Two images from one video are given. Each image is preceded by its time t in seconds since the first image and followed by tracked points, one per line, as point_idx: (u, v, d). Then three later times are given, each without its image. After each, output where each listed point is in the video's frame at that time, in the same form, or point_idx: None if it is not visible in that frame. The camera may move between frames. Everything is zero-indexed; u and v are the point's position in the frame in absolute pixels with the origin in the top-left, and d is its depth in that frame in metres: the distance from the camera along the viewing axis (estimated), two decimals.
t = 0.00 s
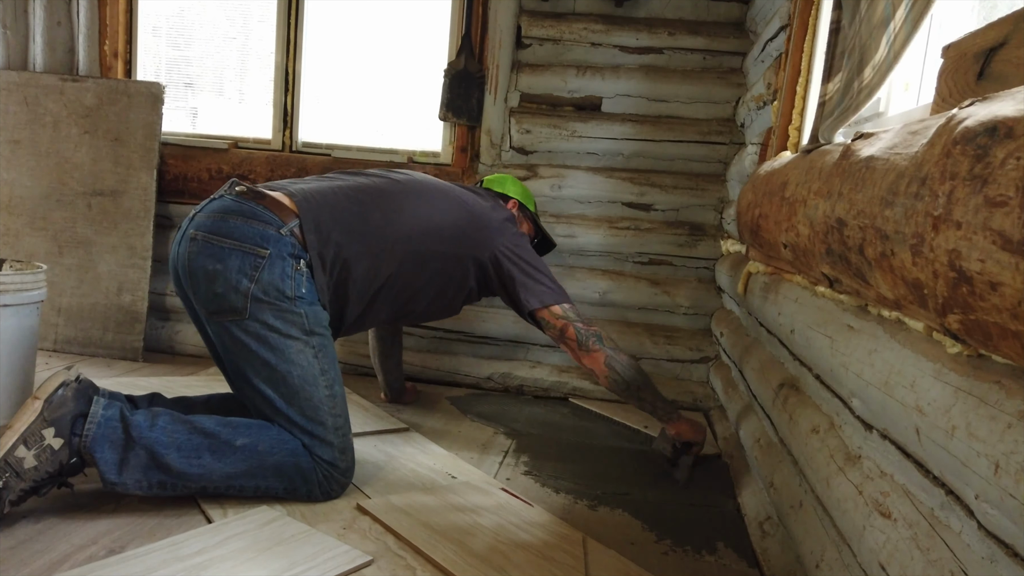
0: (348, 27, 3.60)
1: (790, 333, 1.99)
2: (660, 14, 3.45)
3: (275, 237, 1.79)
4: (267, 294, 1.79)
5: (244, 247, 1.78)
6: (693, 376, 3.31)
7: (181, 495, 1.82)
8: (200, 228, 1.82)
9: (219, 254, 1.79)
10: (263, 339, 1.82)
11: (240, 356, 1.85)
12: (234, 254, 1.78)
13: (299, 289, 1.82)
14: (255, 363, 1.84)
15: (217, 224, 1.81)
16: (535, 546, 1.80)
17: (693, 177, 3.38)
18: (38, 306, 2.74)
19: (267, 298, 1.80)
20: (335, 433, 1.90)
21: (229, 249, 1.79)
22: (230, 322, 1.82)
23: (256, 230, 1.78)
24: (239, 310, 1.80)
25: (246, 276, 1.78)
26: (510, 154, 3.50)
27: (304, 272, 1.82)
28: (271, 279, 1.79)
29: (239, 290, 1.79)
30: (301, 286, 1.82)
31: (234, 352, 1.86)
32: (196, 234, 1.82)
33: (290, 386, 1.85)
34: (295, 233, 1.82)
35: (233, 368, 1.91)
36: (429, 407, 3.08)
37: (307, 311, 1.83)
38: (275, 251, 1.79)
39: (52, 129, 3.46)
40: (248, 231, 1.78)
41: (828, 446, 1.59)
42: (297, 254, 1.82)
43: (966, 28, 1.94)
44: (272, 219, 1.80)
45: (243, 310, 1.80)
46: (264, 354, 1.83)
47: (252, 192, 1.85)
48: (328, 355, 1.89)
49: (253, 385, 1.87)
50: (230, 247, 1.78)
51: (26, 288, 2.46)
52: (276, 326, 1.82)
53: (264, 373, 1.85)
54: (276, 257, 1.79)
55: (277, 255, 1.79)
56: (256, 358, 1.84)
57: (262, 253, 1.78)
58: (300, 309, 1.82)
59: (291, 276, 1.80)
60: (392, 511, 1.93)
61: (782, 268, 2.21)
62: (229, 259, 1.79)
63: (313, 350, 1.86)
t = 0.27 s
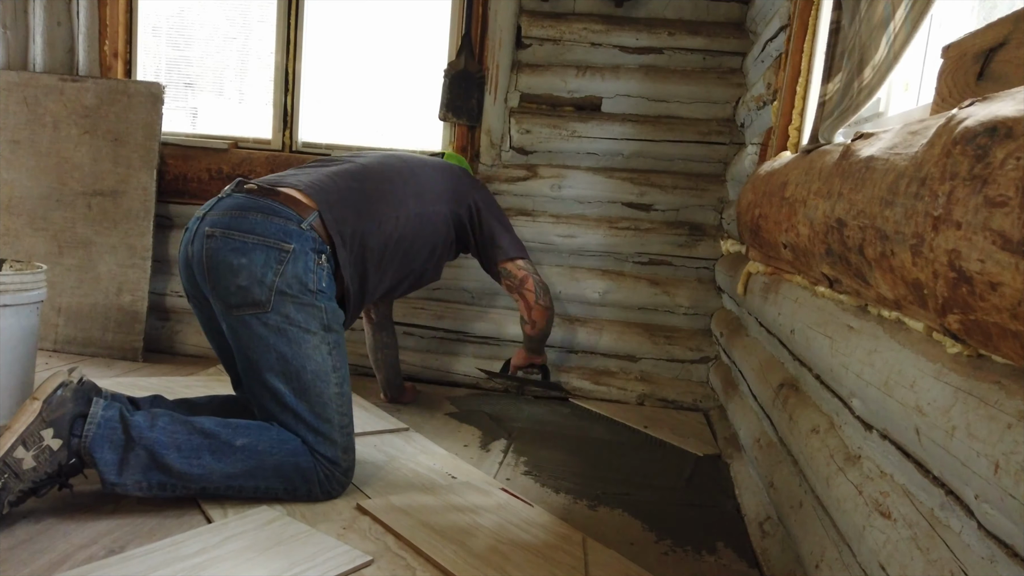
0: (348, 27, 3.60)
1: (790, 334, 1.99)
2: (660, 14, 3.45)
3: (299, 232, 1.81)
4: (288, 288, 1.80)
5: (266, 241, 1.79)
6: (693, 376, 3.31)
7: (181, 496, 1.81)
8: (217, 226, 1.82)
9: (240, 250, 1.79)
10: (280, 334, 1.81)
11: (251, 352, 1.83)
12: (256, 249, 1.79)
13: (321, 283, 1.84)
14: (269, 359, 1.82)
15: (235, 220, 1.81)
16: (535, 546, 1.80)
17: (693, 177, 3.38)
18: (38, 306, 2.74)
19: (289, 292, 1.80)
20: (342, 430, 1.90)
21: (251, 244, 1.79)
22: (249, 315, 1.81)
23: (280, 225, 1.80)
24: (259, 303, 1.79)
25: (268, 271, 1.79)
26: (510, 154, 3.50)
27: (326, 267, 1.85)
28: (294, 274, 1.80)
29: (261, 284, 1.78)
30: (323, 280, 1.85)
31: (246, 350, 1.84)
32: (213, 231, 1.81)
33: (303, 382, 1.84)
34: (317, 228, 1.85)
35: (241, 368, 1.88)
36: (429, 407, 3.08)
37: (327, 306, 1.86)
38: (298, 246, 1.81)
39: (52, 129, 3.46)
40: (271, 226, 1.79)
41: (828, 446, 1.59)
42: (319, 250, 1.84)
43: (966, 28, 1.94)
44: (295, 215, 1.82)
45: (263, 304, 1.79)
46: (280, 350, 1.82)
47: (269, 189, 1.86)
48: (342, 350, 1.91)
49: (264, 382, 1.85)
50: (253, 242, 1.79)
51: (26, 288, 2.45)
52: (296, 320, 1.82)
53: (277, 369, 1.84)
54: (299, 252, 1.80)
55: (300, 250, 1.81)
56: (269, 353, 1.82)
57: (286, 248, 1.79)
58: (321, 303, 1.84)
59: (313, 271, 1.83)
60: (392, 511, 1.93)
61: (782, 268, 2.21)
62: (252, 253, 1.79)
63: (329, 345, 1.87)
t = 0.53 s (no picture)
0: (348, 27, 3.60)
1: (790, 333, 1.99)
2: (660, 14, 3.45)
3: (310, 231, 1.82)
4: (298, 285, 1.80)
5: (278, 239, 1.79)
6: (693, 376, 3.31)
7: (180, 495, 1.82)
8: (229, 222, 1.81)
9: (253, 246, 1.78)
10: (286, 331, 1.81)
11: (257, 348, 1.82)
12: (267, 246, 1.79)
13: (329, 283, 1.85)
14: (275, 355, 1.82)
15: (247, 216, 1.81)
16: (535, 545, 1.80)
17: (693, 177, 3.38)
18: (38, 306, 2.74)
19: (298, 289, 1.80)
20: (343, 428, 1.90)
21: (262, 240, 1.79)
22: (258, 311, 1.80)
23: (292, 223, 1.81)
24: (269, 299, 1.79)
25: (279, 267, 1.79)
26: (510, 153, 3.50)
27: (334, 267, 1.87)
28: (304, 271, 1.81)
29: (271, 280, 1.78)
30: (331, 279, 1.86)
31: (252, 346, 1.83)
32: (224, 227, 1.81)
33: (308, 379, 1.84)
34: (326, 228, 1.87)
35: (246, 365, 1.87)
36: (429, 407, 3.08)
37: (334, 305, 1.87)
38: (309, 245, 1.82)
39: (52, 129, 3.46)
40: (283, 224, 1.80)
41: (828, 446, 1.59)
42: (327, 250, 1.86)
43: (966, 28, 1.94)
44: (306, 215, 1.84)
45: (272, 300, 1.79)
46: (286, 346, 1.82)
47: (279, 189, 1.88)
48: (347, 349, 1.92)
49: (270, 378, 1.84)
50: (265, 238, 1.79)
51: (26, 288, 2.46)
52: (304, 317, 1.82)
53: (283, 366, 1.83)
54: (310, 251, 1.82)
55: (311, 249, 1.82)
56: (276, 349, 1.82)
57: (297, 245, 1.80)
58: (329, 301, 1.86)
59: (322, 270, 1.84)
60: (391, 511, 1.93)
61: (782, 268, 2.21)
62: (264, 249, 1.78)
63: (334, 343, 1.88)
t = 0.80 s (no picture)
0: (348, 27, 3.60)
1: (790, 333, 1.99)
2: (660, 14, 3.45)
3: (324, 231, 1.83)
4: (308, 284, 1.80)
5: (291, 237, 1.79)
6: (693, 376, 3.31)
7: (180, 496, 1.82)
8: (242, 218, 1.81)
9: (266, 243, 1.78)
10: (295, 330, 1.81)
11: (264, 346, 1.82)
12: (280, 243, 1.78)
13: (339, 283, 1.86)
14: (282, 354, 1.82)
15: (261, 213, 1.81)
16: (535, 545, 1.80)
17: (693, 177, 3.38)
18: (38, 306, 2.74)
19: (309, 288, 1.80)
20: (346, 429, 1.90)
21: (276, 238, 1.78)
22: (267, 308, 1.79)
23: (306, 222, 1.81)
24: (279, 297, 1.79)
25: (291, 266, 1.78)
26: (510, 153, 3.50)
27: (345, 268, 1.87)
28: (315, 271, 1.81)
29: (283, 278, 1.78)
30: (341, 280, 1.86)
31: (259, 344, 1.83)
32: (237, 224, 1.81)
33: (313, 379, 1.84)
34: (339, 229, 1.87)
35: (251, 363, 1.87)
36: (429, 407, 3.08)
37: (342, 304, 1.87)
38: (321, 245, 1.82)
39: (52, 129, 3.46)
40: (297, 222, 1.80)
41: (828, 446, 1.59)
42: (341, 251, 1.86)
43: (966, 29, 1.94)
44: (320, 214, 1.85)
45: (282, 298, 1.79)
46: (294, 345, 1.82)
47: (293, 188, 1.88)
48: (353, 350, 1.92)
49: (275, 377, 1.84)
50: (277, 236, 1.78)
51: (26, 288, 2.46)
52: (312, 317, 1.82)
53: (290, 365, 1.83)
54: (322, 251, 1.81)
55: (323, 249, 1.82)
56: (283, 347, 1.82)
57: (309, 244, 1.80)
58: (338, 301, 1.86)
59: (333, 270, 1.84)
60: (391, 511, 1.93)
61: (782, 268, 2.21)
62: (277, 247, 1.78)
63: (341, 343, 1.88)
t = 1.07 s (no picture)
0: (348, 27, 3.60)
1: (790, 333, 1.99)
2: (660, 14, 3.45)
3: (328, 232, 1.82)
4: (312, 284, 1.80)
5: (296, 237, 1.79)
6: (693, 376, 3.31)
7: (180, 495, 1.82)
8: (248, 217, 1.81)
9: (271, 243, 1.78)
10: (298, 329, 1.81)
11: (266, 345, 1.82)
12: (285, 243, 1.78)
13: (344, 283, 1.85)
14: (285, 353, 1.82)
15: (266, 213, 1.81)
16: (535, 546, 1.80)
17: (694, 177, 3.38)
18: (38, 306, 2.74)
19: (313, 289, 1.80)
20: (347, 428, 1.90)
21: (280, 237, 1.78)
22: (271, 307, 1.80)
23: (311, 223, 1.81)
24: (283, 296, 1.79)
25: (295, 266, 1.78)
26: (510, 153, 3.50)
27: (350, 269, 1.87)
28: (319, 271, 1.81)
29: (287, 278, 1.78)
30: (345, 280, 1.86)
31: (262, 343, 1.83)
32: (243, 222, 1.81)
33: (315, 378, 1.84)
34: (344, 230, 1.86)
35: (254, 361, 1.87)
36: (429, 407, 3.08)
37: (346, 305, 1.87)
38: (325, 245, 1.81)
39: (52, 129, 3.46)
40: (302, 222, 1.80)
41: (828, 446, 1.59)
42: (346, 252, 1.86)
43: (965, 29, 1.94)
44: (326, 215, 1.84)
45: (286, 297, 1.79)
46: (297, 345, 1.82)
47: (300, 189, 1.87)
48: (356, 350, 1.92)
49: (278, 376, 1.84)
50: (283, 236, 1.78)
51: (26, 288, 2.46)
52: (315, 317, 1.82)
53: (293, 364, 1.83)
54: (326, 251, 1.81)
55: (327, 249, 1.82)
56: (286, 347, 1.82)
57: (314, 245, 1.80)
58: (341, 301, 1.85)
59: (337, 270, 1.84)
60: (391, 511, 1.93)
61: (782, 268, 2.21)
62: (282, 247, 1.78)
63: (344, 343, 1.88)
